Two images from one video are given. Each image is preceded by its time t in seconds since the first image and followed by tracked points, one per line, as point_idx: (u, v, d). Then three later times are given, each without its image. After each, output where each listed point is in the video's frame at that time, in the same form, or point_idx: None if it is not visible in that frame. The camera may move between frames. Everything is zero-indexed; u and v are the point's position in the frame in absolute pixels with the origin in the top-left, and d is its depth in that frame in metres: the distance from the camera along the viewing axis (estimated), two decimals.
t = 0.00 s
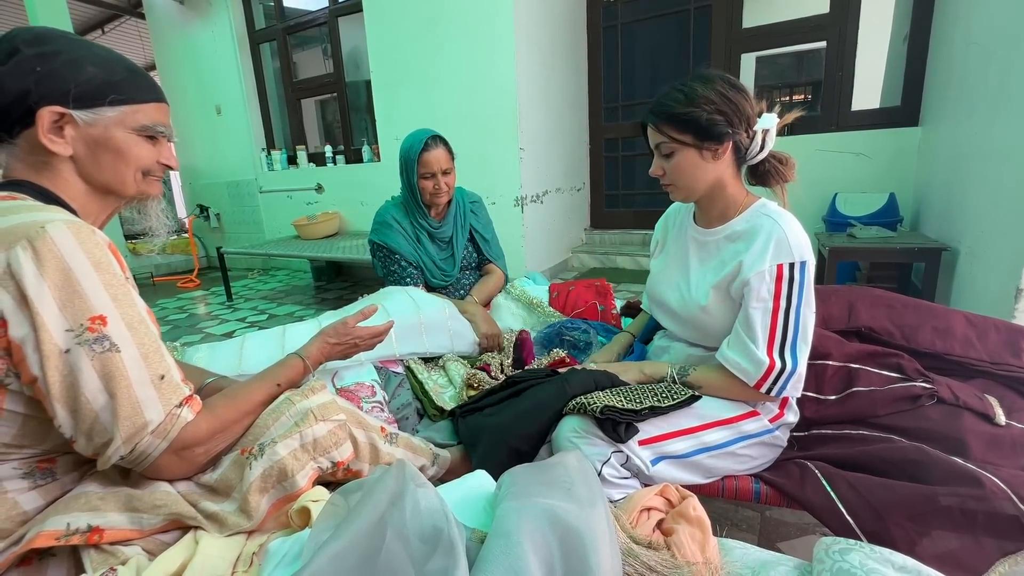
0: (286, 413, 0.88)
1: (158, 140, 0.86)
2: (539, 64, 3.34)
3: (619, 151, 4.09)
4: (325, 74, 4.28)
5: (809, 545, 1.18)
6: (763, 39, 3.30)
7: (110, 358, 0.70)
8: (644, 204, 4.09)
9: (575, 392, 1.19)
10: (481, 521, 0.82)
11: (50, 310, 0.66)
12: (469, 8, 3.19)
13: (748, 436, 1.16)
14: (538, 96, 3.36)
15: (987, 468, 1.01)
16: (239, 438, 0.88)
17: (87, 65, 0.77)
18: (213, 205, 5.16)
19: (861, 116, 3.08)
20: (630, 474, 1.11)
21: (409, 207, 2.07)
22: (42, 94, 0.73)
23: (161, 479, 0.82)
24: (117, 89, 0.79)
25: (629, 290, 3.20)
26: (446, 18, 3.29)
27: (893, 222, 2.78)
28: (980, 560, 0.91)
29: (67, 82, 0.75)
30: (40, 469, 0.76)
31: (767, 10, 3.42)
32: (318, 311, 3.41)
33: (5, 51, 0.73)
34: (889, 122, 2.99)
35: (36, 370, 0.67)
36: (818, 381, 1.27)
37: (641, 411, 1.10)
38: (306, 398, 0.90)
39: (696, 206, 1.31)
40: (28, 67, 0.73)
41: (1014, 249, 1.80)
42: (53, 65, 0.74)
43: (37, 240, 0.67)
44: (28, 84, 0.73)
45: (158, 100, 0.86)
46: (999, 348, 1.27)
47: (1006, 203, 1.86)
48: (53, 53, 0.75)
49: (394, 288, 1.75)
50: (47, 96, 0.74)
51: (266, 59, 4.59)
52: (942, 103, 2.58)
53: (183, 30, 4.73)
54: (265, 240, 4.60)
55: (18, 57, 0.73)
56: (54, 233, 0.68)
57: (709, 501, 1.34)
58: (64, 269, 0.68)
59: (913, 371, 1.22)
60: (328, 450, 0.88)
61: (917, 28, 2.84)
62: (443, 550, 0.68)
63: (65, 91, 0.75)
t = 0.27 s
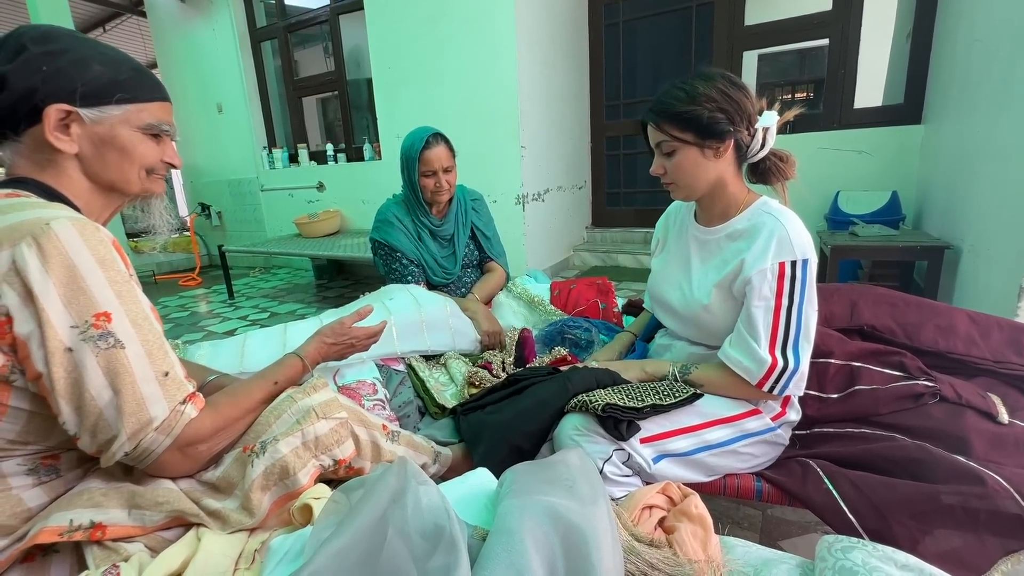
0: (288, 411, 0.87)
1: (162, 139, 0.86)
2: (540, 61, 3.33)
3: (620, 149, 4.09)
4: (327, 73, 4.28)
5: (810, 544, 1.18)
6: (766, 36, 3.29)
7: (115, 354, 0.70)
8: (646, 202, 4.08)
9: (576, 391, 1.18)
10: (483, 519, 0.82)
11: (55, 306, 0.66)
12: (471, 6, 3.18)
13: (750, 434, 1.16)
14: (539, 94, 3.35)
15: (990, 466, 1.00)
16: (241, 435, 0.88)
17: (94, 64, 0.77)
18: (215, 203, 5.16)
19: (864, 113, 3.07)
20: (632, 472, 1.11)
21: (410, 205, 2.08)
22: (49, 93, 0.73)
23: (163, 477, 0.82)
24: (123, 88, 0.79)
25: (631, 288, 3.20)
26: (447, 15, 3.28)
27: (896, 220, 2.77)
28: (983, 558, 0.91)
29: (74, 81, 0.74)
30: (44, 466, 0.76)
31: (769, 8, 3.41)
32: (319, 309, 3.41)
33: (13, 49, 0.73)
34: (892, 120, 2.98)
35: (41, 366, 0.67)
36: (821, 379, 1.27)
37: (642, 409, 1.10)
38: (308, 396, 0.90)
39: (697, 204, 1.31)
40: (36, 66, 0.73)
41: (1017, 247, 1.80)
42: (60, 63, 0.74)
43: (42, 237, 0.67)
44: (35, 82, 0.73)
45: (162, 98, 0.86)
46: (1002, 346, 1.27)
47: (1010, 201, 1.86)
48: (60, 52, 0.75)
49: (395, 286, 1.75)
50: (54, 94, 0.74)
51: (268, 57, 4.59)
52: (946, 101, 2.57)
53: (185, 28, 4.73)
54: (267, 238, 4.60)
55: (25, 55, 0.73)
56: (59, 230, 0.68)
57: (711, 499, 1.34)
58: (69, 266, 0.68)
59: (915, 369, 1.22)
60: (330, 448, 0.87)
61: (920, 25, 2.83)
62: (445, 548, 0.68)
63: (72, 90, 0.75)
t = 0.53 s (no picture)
0: (290, 409, 0.87)
1: (165, 137, 0.86)
2: (542, 59, 3.32)
3: (622, 147, 4.08)
4: (328, 70, 4.28)
5: (812, 542, 1.18)
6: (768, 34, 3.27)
7: (121, 349, 0.70)
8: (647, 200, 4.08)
9: (577, 389, 1.18)
10: (485, 516, 0.82)
11: (61, 301, 0.66)
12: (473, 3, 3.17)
13: (752, 432, 1.16)
14: (541, 92, 3.35)
15: (993, 465, 1.00)
16: (243, 433, 0.88)
17: (98, 61, 0.76)
18: (216, 201, 5.16)
19: (867, 111, 3.06)
20: (633, 469, 1.11)
21: (414, 202, 2.07)
22: (53, 90, 0.73)
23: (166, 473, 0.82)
24: (126, 86, 0.79)
25: (632, 286, 3.20)
26: (449, 13, 3.28)
27: (899, 218, 2.76)
28: (985, 556, 0.90)
29: (78, 78, 0.74)
30: (49, 461, 0.76)
31: (771, 5, 3.39)
32: (321, 307, 3.41)
33: (17, 47, 0.73)
34: (894, 118, 2.97)
35: (46, 361, 0.67)
36: (823, 377, 1.27)
37: (644, 406, 1.10)
38: (310, 394, 0.90)
39: (699, 202, 1.30)
40: (40, 63, 0.73)
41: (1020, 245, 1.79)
42: (64, 61, 0.74)
43: (47, 233, 0.67)
44: (40, 79, 0.73)
45: (165, 97, 0.86)
46: (1005, 344, 1.26)
47: (1013, 199, 1.85)
48: (65, 49, 0.75)
49: (396, 283, 1.74)
50: (58, 91, 0.74)
51: (269, 55, 4.58)
52: (949, 98, 2.56)
53: (186, 26, 4.73)
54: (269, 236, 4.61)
55: (30, 52, 0.73)
56: (64, 226, 0.68)
57: (712, 497, 1.34)
58: (74, 261, 0.68)
59: (918, 368, 1.22)
60: (331, 445, 0.87)
61: (923, 22, 2.81)
62: (447, 544, 0.68)
63: (76, 87, 0.75)
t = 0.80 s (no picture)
0: (293, 405, 0.88)
1: (170, 135, 0.86)
2: (544, 57, 3.32)
3: (624, 145, 4.07)
4: (330, 69, 4.27)
5: (813, 539, 1.18)
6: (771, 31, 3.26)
7: (131, 342, 0.70)
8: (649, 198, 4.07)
9: (580, 386, 1.19)
10: (487, 512, 0.82)
11: (73, 294, 0.67)
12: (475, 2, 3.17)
13: (753, 430, 1.16)
14: (543, 90, 3.34)
15: (995, 463, 1.00)
16: (246, 429, 0.89)
17: (105, 60, 0.76)
18: (218, 199, 5.17)
19: (869, 109, 3.05)
20: (635, 467, 1.10)
21: (419, 195, 2.07)
22: (61, 89, 0.73)
23: (170, 470, 0.83)
24: (132, 85, 0.79)
25: (633, 285, 3.20)
26: (451, 11, 3.27)
27: (901, 216, 2.76)
28: (985, 554, 0.91)
29: (86, 77, 0.75)
30: (56, 456, 0.77)
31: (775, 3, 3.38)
32: (323, 306, 3.42)
33: (25, 45, 0.74)
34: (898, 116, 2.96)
35: (57, 355, 0.68)
36: (825, 375, 1.27)
37: (646, 404, 1.10)
38: (313, 391, 0.90)
39: (702, 199, 1.30)
40: (47, 62, 0.73)
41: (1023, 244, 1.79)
42: (71, 59, 0.74)
43: (58, 228, 0.67)
44: (47, 78, 0.73)
45: (170, 96, 0.86)
46: (1007, 343, 1.26)
47: (1017, 197, 1.84)
48: (72, 49, 0.75)
49: (398, 281, 1.75)
50: (65, 90, 0.74)
51: (271, 53, 4.58)
52: (953, 97, 2.55)
53: (188, 25, 4.73)
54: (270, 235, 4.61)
55: (39, 51, 0.73)
56: (73, 221, 0.69)
57: (714, 495, 1.34)
58: (84, 255, 0.68)
59: (920, 366, 1.22)
60: (334, 442, 0.88)
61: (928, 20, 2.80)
62: (450, 540, 0.69)
63: (83, 86, 0.75)
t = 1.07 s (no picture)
0: (295, 404, 0.88)
1: (173, 134, 0.86)
2: (546, 56, 3.31)
3: (626, 144, 4.07)
4: (331, 67, 4.27)
5: (815, 538, 1.18)
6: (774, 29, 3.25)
7: (137, 339, 0.70)
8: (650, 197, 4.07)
9: (582, 384, 1.19)
10: (489, 510, 0.82)
11: (79, 291, 0.67)
12: None
13: (754, 429, 1.16)
14: (544, 89, 3.34)
15: (997, 462, 1.00)
16: (248, 427, 0.89)
17: (109, 60, 0.77)
18: (220, 198, 5.17)
19: (872, 107, 3.04)
20: (636, 465, 1.10)
21: (433, 196, 2.02)
22: (65, 88, 0.74)
23: (174, 467, 0.83)
24: (136, 85, 0.79)
25: (635, 283, 3.20)
26: (453, 9, 3.26)
27: (904, 215, 2.75)
28: (988, 553, 0.90)
29: (90, 76, 0.75)
30: (61, 453, 0.77)
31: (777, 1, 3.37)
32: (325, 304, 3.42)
33: (30, 44, 0.74)
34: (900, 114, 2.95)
35: (63, 352, 0.68)
36: (827, 374, 1.27)
37: (647, 403, 1.10)
38: (314, 389, 0.90)
39: (704, 198, 1.30)
40: (51, 61, 0.73)
41: None
42: (75, 58, 0.74)
43: (64, 226, 0.67)
44: (51, 77, 0.73)
45: (173, 95, 0.86)
46: (1010, 341, 1.26)
47: (1020, 195, 1.84)
48: (76, 48, 0.75)
49: (401, 279, 1.73)
50: (70, 89, 0.74)
51: (272, 52, 4.58)
52: (956, 95, 2.54)
53: (190, 24, 4.73)
54: (272, 233, 4.61)
55: (43, 50, 0.73)
56: (79, 219, 0.69)
57: (715, 493, 1.34)
58: (90, 252, 0.68)
59: (923, 364, 1.22)
60: (336, 440, 0.88)
61: (931, 17, 2.79)
62: (452, 538, 0.69)
63: (87, 85, 0.75)
